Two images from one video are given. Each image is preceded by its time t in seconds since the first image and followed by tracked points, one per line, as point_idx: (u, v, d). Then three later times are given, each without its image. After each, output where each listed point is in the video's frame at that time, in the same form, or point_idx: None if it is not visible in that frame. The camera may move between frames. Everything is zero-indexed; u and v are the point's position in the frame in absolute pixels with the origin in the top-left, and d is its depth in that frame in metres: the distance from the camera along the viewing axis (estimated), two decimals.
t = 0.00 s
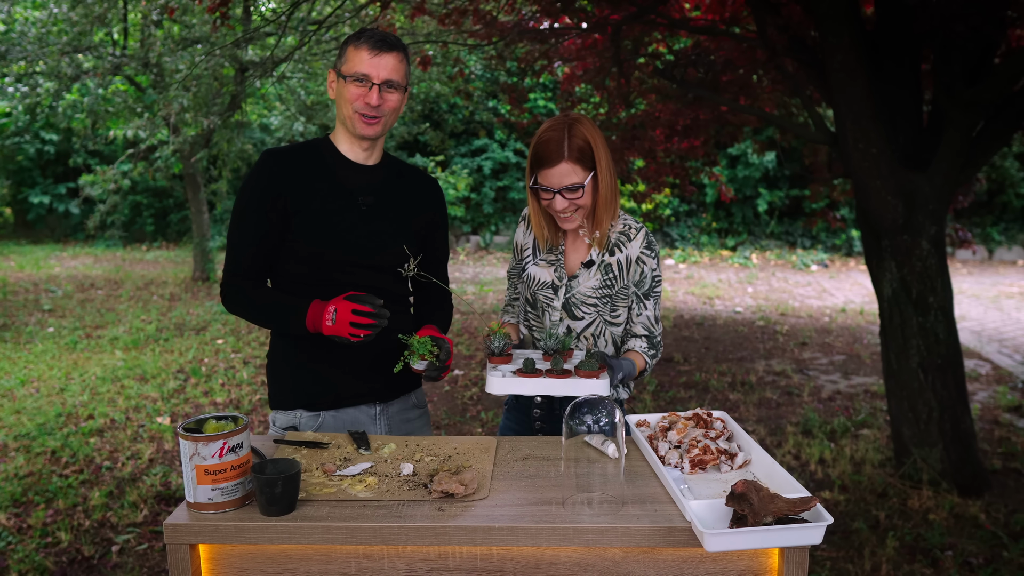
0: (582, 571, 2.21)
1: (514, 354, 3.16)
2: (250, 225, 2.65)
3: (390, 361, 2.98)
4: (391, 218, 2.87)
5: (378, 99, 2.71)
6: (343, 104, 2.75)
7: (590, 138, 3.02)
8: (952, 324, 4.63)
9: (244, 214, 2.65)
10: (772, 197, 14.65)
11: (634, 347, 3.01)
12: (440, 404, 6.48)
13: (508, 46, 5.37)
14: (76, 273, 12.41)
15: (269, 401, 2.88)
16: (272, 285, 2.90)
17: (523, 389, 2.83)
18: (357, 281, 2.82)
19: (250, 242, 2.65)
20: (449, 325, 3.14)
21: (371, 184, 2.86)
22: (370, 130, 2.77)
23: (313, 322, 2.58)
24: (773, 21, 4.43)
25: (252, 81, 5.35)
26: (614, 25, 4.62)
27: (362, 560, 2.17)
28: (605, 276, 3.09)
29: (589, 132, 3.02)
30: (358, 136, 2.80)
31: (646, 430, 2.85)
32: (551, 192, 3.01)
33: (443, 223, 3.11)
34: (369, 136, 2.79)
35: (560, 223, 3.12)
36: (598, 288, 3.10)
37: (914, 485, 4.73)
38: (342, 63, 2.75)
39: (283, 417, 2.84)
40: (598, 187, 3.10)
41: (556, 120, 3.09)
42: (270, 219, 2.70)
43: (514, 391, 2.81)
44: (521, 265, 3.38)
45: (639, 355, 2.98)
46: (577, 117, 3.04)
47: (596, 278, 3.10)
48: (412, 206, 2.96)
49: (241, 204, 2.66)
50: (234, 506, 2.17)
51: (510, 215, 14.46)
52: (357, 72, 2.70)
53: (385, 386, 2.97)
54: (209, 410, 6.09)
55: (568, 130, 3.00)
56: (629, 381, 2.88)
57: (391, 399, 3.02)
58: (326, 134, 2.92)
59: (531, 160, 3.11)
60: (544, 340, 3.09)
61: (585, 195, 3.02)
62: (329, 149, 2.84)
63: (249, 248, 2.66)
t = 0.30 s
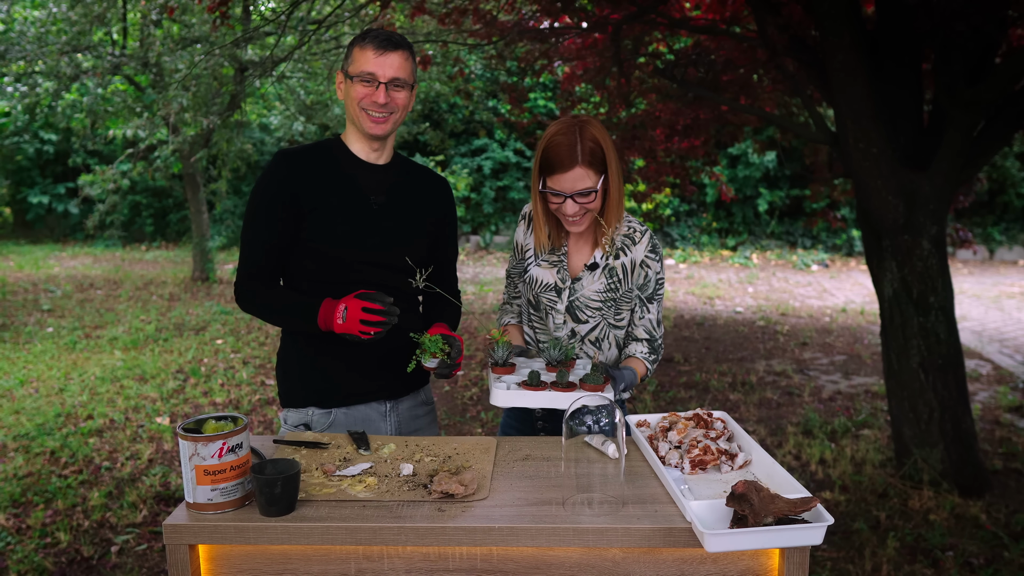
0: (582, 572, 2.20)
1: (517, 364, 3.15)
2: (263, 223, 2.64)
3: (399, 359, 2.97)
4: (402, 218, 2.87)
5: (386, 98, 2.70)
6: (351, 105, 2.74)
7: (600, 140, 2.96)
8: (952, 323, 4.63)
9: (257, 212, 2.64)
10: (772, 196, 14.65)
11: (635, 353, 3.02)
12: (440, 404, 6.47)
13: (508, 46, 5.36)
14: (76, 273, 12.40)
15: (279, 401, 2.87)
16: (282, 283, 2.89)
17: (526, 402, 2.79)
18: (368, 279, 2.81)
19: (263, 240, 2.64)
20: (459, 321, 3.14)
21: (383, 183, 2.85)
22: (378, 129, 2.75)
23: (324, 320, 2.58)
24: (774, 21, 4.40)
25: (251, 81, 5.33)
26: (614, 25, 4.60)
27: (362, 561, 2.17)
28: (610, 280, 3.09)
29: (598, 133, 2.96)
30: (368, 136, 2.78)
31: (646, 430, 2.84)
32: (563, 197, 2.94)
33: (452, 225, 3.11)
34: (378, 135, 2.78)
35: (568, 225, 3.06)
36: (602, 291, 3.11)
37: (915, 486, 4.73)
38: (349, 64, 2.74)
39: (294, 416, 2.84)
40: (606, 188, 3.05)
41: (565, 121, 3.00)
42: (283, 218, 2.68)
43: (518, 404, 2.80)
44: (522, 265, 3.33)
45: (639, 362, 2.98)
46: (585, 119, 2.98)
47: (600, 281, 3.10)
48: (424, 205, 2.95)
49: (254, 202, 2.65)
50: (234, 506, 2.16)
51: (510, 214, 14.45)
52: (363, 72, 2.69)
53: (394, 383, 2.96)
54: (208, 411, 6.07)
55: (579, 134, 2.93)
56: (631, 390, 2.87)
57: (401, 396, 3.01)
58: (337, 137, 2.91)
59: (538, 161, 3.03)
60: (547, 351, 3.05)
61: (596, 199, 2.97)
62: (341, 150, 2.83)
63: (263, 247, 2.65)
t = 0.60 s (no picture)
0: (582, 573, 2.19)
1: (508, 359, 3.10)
2: (272, 220, 2.63)
3: (398, 356, 2.97)
4: (410, 221, 2.86)
5: (414, 125, 2.69)
6: (378, 119, 2.71)
7: (616, 144, 2.95)
8: (953, 323, 4.62)
9: (266, 208, 2.63)
10: (772, 196, 14.64)
11: (638, 355, 2.98)
12: (440, 404, 6.46)
13: (508, 45, 5.36)
14: (75, 273, 12.38)
15: (278, 399, 2.86)
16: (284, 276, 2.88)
17: (518, 395, 2.74)
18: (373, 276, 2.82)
19: (272, 234, 2.64)
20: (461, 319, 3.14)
21: (395, 186, 2.83)
22: (400, 148, 2.75)
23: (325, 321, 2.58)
24: (774, 21, 4.39)
25: (251, 80, 5.31)
26: (614, 24, 4.60)
27: (362, 561, 2.16)
28: (615, 282, 3.09)
29: (615, 137, 2.95)
30: (387, 149, 2.78)
31: (646, 430, 2.83)
32: (578, 200, 2.93)
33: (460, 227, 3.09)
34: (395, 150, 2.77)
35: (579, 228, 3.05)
36: (607, 294, 3.10)
37: (916, 486, 4.72)
38: (384, 77, 2.68)
39: (293, 413, 2.83)
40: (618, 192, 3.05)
41: (578, 123, 2.97)
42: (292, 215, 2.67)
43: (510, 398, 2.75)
44: (526, 265, 3.29)
45: (640, 364, 2.94)
46: (601, 122, 2.96)
47: (605, 283, 3.10)
48: (432, 209, 2.94)
49: (265, 196, 2.64)
50: (234, 507, 2.15)
51: (510, 214, 14.44)
52: (397, 92, 2.65)
53: (392, 378, 2.96)
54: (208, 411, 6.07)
55: (595, 137, 2.91)
56: (629, 390, 2.80)
57: (398, 391, 3.00)
58: (352, 135, 2.88)
59: (551, 164, 2.99)
60: (539, 345, 3.02)
61: (610, 203, 2.97)
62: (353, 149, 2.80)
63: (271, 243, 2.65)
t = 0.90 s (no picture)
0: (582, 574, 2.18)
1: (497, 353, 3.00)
2: (273, 223, 2.62)
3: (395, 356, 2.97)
4: (409, 225, 2.86)
5: (401, 153, 2.64)
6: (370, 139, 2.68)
7: (633, 151, 2.93)
8: (954, 323, 4.61)
9: (266, 211, 2.61)
10: (773, 196, 14.63)
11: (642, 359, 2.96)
12: (440, 404, 6.45)
13: (508, 45, 5.35)
14: (74, 273, 12.37)
15: (273, 395, 2.86)
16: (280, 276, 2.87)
17: (508, 384, 2.67)
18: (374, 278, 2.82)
19: (270, 237, 2.62)
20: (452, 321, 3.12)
21: (395, 189, 2.82)
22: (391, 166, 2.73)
23: (322, 330, 2.58)
24: (774, 20, 4.38)
25: (251, 80, 5.30)
26: (615, 24, 4.59)
27: (361, 561, 2.15)
28: (618, 285, 3.09)
29: (631, 144, 2.93)
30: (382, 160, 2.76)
31: (646, 430, 2.82)
32: (592, 206, 2.89)
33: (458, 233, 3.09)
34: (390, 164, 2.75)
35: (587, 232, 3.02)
36: (610, 297, 3.10)
37: (916, 486, 4.71)
38: (377, 99, 2.60)
39: (287, 411, 2.83)
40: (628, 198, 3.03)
41: (590, 127, 2.91)
42: (292, 218, 2.66)
43: (496, 388, 2.67)
44: (528, 269, 3.27)
45: (647, 366, 2.92)
46: (619, 128, 2.94)
47: (608, 286, 3.09)
48: (432, 212, 2.94)
49: (265, 198, 2.62)
50: (234, 507, 2.15)
51: (510, 214, 14.43)
52: (387, 121, 2.58)
53: (387, 377, 2.96)
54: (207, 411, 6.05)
55: (610, 142, 2.87)
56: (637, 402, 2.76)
57: (392, 390, 3.00)
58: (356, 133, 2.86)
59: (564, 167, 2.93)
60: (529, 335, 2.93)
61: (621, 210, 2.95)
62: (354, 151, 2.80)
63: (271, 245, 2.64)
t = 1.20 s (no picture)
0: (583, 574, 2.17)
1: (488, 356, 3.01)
2: (242, 236, 2.61)
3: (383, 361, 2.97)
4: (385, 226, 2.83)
5: (364, 165, 2.58)
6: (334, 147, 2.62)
7: (638, 154, 2.93)
8: (954, 323, 4.61)
9: (235, 226, 2.60)
10: (773, 196, 14.63)
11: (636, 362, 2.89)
12: (439, 404, 6.44)
13: (508, 45, 5.35)
14: (73, 273, 12.36)
15: (256, 401, 2.85)
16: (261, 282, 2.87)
17: (491, 392, 2.64)
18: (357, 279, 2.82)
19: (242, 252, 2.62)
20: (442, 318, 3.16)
21: (368, 191, 2.79)
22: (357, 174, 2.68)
23: (278, 351, 2.60)
24: (775, 19, 4.36)
25: (250, 80, 5.29)
26: (615, 23, 4.58)
27: (361, 562, 2.14)
28: (619, 286, 3.07)
29: (635, 146, 2.93)
30: (346, 166, 2.71)
31: (647, 430, 2.81)
32: (598, 208, 2.86)
33: (442, 219, 3.08)
34: (353, 172, 2.70)
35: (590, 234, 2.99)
36: (611, 298, 3.09)
37: (917, 486, 4.70)
38: (336, 109, 2.52)
39: (271, 417, 2.82)
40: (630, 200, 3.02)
41: (595, 130, 2.89)
42: (262, 231, 2.65)
43: (480, 395, 2.65)
44: (528, 271, 3.27)
45: (636, 371, 2.84)
46: (623, 131, 2.93)
47: (609, 288, 3.08)
48: (407, 210, 2.90)
49: (232, 213, 2.60)
50: (234, 507, 2.14)
51: (510, 214, 14.41)
52: (347, 131, 2.52)
53: (373, 384, 2.97)
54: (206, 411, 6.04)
55: (616, 145, 2.84)
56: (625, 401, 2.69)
57: (379, 395, 3.01)
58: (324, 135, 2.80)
59: (570, 170, 2.89)
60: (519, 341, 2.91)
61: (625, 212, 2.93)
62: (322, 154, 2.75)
63: (243, 258, 2.64)
